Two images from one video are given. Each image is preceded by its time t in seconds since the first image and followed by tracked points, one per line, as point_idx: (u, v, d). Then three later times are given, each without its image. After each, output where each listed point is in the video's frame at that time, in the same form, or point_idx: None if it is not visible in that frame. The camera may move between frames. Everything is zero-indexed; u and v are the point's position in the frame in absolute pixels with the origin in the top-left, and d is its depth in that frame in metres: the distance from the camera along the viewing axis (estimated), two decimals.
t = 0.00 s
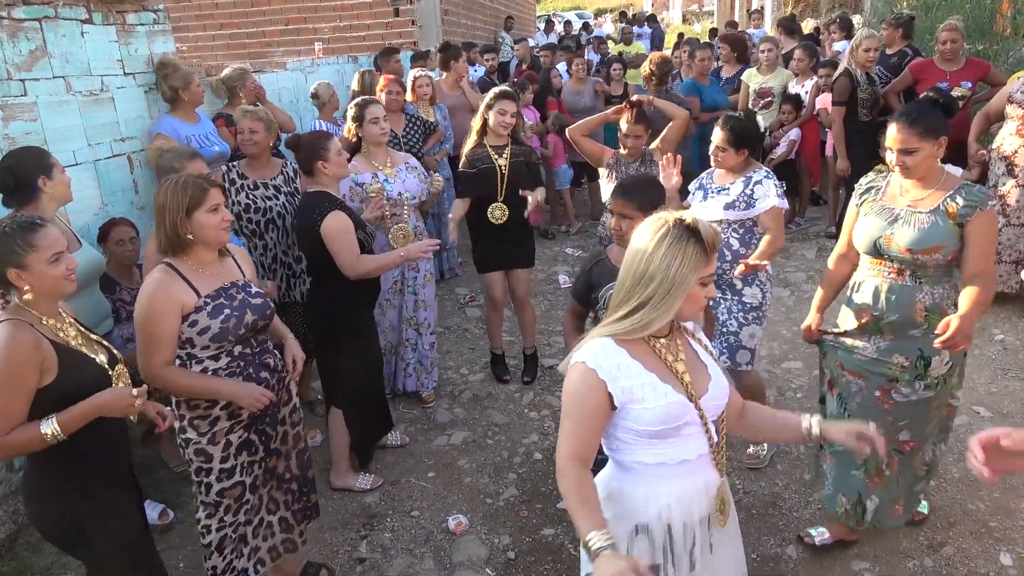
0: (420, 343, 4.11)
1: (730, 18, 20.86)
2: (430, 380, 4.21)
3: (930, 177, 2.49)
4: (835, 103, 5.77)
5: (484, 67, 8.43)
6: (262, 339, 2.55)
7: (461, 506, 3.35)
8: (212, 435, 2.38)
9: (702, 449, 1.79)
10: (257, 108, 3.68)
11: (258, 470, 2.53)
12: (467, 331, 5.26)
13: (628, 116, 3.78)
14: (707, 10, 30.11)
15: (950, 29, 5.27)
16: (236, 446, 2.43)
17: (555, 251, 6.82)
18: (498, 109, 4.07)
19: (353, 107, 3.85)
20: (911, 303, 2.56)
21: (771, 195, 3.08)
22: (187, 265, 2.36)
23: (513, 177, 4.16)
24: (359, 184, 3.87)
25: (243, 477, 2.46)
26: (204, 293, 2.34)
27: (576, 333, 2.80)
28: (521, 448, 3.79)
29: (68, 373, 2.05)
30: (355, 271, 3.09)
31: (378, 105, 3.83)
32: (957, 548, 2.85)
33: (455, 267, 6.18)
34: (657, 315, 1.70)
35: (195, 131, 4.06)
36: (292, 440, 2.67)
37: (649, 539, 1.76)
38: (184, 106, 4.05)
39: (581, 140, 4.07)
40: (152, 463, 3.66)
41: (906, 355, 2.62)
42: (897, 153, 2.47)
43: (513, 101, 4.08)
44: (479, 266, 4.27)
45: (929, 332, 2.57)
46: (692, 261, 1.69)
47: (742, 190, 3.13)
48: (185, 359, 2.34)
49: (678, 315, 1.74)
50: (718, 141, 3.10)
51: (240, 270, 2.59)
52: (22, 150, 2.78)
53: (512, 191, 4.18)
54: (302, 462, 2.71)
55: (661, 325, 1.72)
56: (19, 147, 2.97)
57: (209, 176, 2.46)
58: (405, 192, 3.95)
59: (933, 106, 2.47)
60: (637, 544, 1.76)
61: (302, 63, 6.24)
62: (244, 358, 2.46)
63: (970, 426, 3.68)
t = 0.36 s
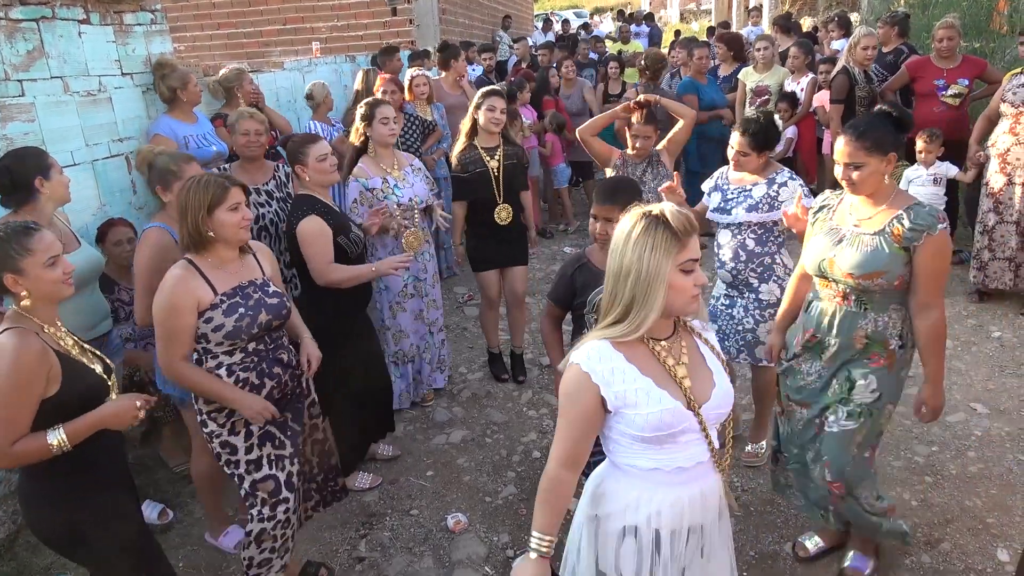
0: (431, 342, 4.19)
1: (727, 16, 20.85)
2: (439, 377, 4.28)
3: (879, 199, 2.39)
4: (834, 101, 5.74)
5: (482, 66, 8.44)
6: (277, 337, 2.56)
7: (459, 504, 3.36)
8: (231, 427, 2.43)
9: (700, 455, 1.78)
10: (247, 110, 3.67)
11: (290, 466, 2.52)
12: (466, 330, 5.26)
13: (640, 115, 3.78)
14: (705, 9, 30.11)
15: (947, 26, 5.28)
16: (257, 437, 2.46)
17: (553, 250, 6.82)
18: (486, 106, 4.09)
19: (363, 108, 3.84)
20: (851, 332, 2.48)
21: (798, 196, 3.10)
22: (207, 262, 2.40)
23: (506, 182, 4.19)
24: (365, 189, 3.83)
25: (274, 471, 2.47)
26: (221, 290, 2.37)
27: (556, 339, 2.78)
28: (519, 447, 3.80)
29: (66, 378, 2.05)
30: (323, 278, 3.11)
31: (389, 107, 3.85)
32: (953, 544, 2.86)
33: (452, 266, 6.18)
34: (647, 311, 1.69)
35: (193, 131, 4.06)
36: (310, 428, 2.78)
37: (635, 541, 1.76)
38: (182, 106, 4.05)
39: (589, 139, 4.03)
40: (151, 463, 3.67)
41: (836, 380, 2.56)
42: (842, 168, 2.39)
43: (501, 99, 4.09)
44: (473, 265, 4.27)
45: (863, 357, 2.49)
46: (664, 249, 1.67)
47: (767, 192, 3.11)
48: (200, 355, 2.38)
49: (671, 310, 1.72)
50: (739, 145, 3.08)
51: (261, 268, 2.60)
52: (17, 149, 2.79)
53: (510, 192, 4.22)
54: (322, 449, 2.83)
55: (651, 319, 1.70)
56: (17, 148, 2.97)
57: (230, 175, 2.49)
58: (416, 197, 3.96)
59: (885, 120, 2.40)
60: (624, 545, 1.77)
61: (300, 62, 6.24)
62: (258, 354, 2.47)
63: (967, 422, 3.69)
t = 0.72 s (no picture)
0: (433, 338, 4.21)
1: (725, 15, 20.84)
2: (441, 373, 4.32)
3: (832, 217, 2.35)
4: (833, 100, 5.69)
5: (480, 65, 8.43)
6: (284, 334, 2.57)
7: (459, 503, 3.36)
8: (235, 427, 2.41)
9: (686, 466, 1.75)
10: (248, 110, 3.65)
11: (284, 467, 2.55)
12: (465, 329, 5.26)
13: (637, 114, 3.77)
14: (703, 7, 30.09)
15: (945, 24, 5.28)
16: (258, 440, 2.46)
17: (552, 249, 6.82)
18: (479, 105, 4.07)
19: (365, 107, 3.83)
20: (804, 354, 2.43)
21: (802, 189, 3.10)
22: (210, 258, 2.39)
23: (503, 181, 4.18)
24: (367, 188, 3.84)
25: (266, 471, 2.49)
26: (228, 285, 2.37)
27: (557, 339, 2.81)
28: (518, 446, 3.80)
29: (55, 388, 2.01)
30: (301, 279, 3.10)
31: (393, 109, 3.84)
32: (953, 541, 2.86)
33: (451, 265, 6.18)
34: (624, 318, 1.70)
35: (191, 131, 4.05)
36: (316, 433, 2.72)
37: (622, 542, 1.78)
38: (179, 105, 4.04)
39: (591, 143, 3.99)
40: (150, 463, 3.67)
41: (801, 405, 2.49)
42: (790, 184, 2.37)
43: (494, 98, 4.08)
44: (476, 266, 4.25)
45: (825, 382, 2.41)
46: (630, 254, 1.67)
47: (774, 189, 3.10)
48: (208, 351, 2.38)
49: (652, 313, 1.70)
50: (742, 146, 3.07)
51: (262, 266, 2.59)
52: (14, 150, 2.78)
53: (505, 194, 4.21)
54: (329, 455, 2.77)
55: (632, 322, 1.70)
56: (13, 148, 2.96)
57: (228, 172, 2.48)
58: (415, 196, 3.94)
59: (837, 137, 2.35)
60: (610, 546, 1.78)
61: (297, 62, 6.23)
62: (268, 350, 2.47)
63: (966, 420, 3.69)
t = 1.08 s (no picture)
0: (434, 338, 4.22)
1: (724, 15, 20.83)
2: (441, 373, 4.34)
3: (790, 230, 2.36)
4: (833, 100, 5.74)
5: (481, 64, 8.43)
6: (282, 334, 2.56)
7: (458, 503, 3.36)
8: (230, 424, 2.43)
9: (694, 467, 1.75)
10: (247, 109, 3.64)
11: (288, 463, 2.54)
12: (465, 328, 5.25)
13: (638, 114, 3.76)
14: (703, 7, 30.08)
15: (945, 24, 5.29)
16: (256, 435, 2.47)
17: (552, 249, 6.82)
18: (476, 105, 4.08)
19: (370, 106, 3.82)
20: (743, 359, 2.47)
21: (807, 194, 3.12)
22: (212, 258, 2.39)
23: (502, 181, 4.17)
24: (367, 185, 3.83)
25: (272, 467, 2.49)
26: (229, 285, 2.36)
27: (557, 337, 2.80)
28: (518, 445, 3.80)
29: (49, 395, 1.99)
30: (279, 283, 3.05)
31: (398, 110, 3.83)
32: (952, 542, 2.86)
33: (451, 264, 6.18)
34: (615, 326, 1.71)
35: (190, 129, 4.05)
36: (314, 429, 2.74)
37: (626, 550, 1.75)
38: (180, 103, 4.04)
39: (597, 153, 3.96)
40: (149, 461, 3.67)
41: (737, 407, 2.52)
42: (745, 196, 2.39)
43: (492, 98, 4.09)
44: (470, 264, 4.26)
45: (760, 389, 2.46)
46: (614, 262, 1.68)
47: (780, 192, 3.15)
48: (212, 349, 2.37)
49: (643, 319, 1.70)
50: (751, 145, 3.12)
51: (266, 264, 2.59)
52: (14, 148, 2.77)
53: (505, 191, 4.20)
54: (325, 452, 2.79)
55: (623, 330, 1.70)
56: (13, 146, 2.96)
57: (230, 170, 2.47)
58: (412, 197, 3.93)
59: (790, 147, 2.34)
60: (615, 555, 1.76)
61: (297, 60, 6.22)
62: (263, 351, 2.48)
63: (965, 421, 3.70)
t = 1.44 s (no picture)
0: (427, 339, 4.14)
1: (728, 16, 20.79)
2: (441, 373, 4.32)
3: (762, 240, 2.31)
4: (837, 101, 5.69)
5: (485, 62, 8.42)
6: (276, 332, 2.54)
7: (459, 502, 3.35)
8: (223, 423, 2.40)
9: (714, 469, 1.75)
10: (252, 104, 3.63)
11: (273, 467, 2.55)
12: (467, 327, 5.24)
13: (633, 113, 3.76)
14: (707, 7, 30.05)
15: (953, 26, 5.27)
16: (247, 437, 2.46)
17: (555, 248, 6.81)
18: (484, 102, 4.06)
19: (371, 103, 3.82)
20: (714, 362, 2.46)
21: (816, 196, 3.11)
22: (204, 256, 2.38)
23: (508, 179, 4.15)
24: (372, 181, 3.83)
25: (256, 470, 2.49)
26: (217, 284, 2.36)
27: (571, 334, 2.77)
28: (520, 445, 3.79)
29: (53, 394, 1.98)
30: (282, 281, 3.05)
31: (398, 106, 3.81)
32: (955, 546, 2.85)
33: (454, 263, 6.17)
34: (630, 326, 1.69)
35: (194, 125, 4.03)
36: (307, 433, 2.69)
37: (645, 553, 1.76)
38: (184, 99, 4.03)
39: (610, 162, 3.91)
40: (150, 457, 3.66)
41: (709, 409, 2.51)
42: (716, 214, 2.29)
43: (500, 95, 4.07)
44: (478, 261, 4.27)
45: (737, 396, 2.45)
46: (630, 260, 1.66)
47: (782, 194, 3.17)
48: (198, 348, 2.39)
49: (655, 321, 1.69)
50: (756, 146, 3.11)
51: (260, 264, 2.58)
52: (17, 142, 2.76)
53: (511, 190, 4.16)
54: (318, 457, 2.73)
55: (639, 329, 1.68)
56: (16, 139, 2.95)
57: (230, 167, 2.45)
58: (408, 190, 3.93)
59: (759, 158, 2.26)
60: (635, 558, 1.76)
61: (301, 56, 6.21)
62: (255, 350, 2.46)
63: (969, 424, 3.69)
